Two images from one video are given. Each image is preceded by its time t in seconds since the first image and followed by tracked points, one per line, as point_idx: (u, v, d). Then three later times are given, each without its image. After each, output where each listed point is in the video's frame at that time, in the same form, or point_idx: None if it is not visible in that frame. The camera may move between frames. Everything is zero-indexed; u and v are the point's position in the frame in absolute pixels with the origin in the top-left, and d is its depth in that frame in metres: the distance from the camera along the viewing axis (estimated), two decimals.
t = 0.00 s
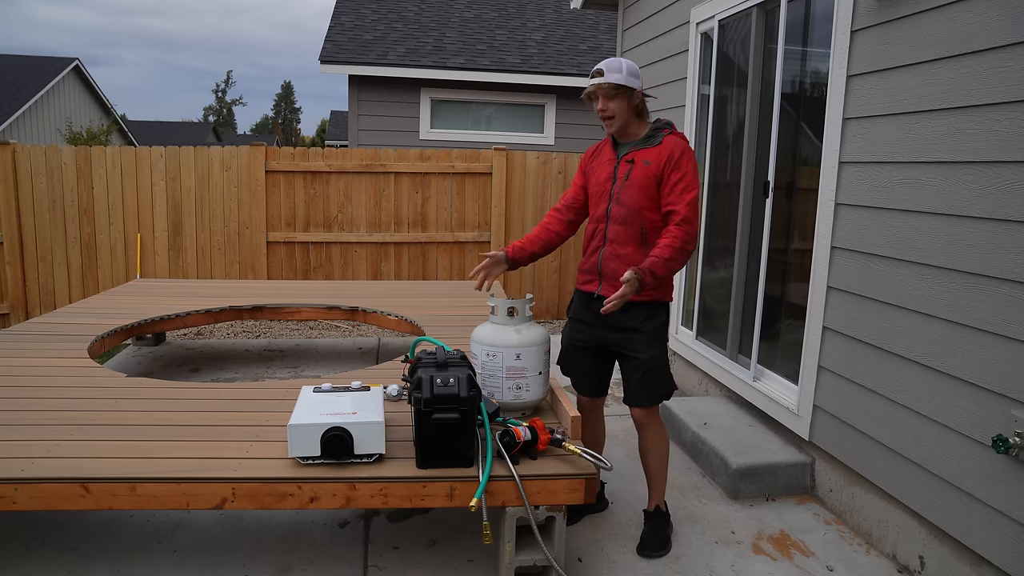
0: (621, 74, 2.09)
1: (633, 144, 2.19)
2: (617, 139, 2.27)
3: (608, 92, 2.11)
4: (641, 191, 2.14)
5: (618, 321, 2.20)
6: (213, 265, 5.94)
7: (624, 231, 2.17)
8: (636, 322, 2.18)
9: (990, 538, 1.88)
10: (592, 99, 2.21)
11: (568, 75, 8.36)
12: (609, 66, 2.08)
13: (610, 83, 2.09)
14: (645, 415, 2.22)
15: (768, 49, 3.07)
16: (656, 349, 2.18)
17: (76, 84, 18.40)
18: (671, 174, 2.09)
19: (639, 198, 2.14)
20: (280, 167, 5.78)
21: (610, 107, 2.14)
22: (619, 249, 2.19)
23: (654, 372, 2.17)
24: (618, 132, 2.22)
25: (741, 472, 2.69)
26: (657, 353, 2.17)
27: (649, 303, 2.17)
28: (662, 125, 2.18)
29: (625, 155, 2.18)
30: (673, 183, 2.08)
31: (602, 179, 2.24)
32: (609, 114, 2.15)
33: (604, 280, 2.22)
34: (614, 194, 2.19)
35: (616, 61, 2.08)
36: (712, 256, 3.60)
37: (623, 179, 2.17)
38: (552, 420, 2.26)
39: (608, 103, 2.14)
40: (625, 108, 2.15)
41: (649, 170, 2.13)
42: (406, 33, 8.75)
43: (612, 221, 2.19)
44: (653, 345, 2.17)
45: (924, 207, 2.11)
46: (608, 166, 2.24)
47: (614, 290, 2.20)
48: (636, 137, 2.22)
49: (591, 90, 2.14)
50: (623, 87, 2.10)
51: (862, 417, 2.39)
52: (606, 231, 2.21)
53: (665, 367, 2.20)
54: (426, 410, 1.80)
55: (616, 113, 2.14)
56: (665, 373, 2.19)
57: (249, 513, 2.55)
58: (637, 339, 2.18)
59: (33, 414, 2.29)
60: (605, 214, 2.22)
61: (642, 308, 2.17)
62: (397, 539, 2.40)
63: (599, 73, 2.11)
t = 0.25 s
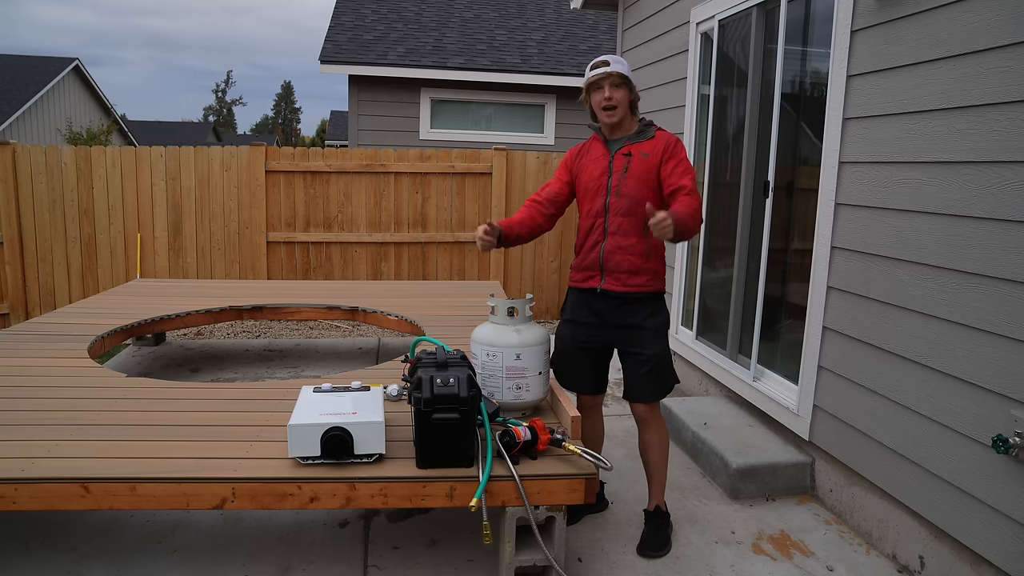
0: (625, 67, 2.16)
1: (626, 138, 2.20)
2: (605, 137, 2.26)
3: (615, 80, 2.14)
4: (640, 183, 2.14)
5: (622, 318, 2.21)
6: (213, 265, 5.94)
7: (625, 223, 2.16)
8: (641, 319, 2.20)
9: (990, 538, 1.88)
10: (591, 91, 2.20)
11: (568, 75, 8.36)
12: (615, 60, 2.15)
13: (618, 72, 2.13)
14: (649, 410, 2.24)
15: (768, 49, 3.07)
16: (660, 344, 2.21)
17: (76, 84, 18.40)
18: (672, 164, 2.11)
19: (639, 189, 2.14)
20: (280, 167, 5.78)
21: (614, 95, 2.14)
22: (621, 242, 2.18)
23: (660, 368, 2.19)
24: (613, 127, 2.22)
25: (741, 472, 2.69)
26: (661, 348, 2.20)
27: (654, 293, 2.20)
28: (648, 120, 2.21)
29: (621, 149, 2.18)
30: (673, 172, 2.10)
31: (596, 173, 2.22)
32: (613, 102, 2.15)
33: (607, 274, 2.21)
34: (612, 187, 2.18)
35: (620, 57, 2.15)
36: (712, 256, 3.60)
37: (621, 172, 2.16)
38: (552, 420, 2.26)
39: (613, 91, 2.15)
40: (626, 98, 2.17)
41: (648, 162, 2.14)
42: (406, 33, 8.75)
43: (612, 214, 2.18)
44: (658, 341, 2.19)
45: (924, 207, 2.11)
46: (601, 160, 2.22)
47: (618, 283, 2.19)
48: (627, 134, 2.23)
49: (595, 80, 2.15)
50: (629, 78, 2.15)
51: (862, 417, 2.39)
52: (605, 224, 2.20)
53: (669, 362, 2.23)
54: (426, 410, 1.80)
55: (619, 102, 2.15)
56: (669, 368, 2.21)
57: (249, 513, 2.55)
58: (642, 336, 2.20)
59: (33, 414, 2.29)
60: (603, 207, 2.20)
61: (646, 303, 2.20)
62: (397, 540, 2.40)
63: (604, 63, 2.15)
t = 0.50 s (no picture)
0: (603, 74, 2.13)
1: (613, 142, 2.23)
2: (589, 142, 2.26)
3: (596, 90, 2.13)
4: (632, 183, 2.17)
5: (622, 317, 2.22)
6: (213, 265, 5.94)
7: (621, 223, 2.18)
8: (641, 316, 2.21)
9: (990, 538, 1.88)
10: (570, 99, 2.19)
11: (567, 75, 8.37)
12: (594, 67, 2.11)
13: (598, 82, 2.11)
14: (647, 408, 2.25)
15: (768, 49, 3.07)
16: (659, 342, 2.23)
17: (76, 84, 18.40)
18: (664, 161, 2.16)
19: (631, 189, 2.17)
20: (280, 167, 5.78)
21: (595, 104, 2.14)
22: (618, 242, 2.19)
23: (660, 365, 2.21)
24: (595, 134, 2.22)
25: (741, 472, 2.69)
26: (660, 346, 2.22)
27: (652, 290, 2.23)
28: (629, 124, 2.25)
29: (610, 151, 2.20)
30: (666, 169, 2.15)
31: (585, 177, 2.22)
32: (595, 111, 2.14)
33: (607, 276, 2.20)
34: (605, 190, 2.18)
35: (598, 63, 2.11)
36: (712, 257, 3.60)
37: (612, 174, 2.17)
38: (552, 420, 2.26)
39: (593, 100, 2.14)
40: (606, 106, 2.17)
41: (639, 162, 2.18)
42: (406, 33, 8.75)
43: (607, 215, 2.18)
44: (657, 338, 2.21)
45: (924, 207, 2.11)
46: (588, 164, 2.23)
47: (618, 284, 2.19)
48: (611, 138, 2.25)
49: (576, 89, 2.13)
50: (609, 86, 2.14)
51: (862, 417, 2.39)
52: (600, 226, 2.20)
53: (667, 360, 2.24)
54: (426, 410, 1.81)
55: (600, 111, 2.15)
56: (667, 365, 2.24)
57: (249, 513, 2.55)
58: (641, 334, 2.22)
59: (32, 414, 2.29)
60: (598, 210, 2.20)
61: (645, 301, 2.22)
62: (397, 539, 2.40)
63: (583, 72, 2.11)
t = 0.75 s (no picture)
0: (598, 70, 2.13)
1: (605, 139, 2.24)
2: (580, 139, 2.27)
3: (587, 85, 2.13)
4: (625, 179, 2.18)
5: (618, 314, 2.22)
6: (213, 265, 5.94)
7: (615, 219, 2.18)
8: (637, 313, 2.21)
9: (990, 538, 1.88)
10: (563, 94, 2.20)
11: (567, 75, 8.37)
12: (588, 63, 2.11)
13: (591, 78, 2.11)
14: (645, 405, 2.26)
15: (768, 49, 3.07)
16: (656, 339, 2.23)
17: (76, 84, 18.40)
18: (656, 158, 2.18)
19: (624, 185, 2.18)
20: (280, 167, 5.78)
21: (587, 100, 2.15)
22: (613, 238, 2.19)
23: (656, 362, 2.21)
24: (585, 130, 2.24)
25: (741, 472, 2.69)
26: (657, 343, 2.22)
27: (647, 286, 2.23)
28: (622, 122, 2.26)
29: (603, 148, 2.21)
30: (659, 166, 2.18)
31: (579, 174, 2.23)
32: (587, 107, 2.15)
33: (601, 272, 2.21)
34: (598, 186, 2.19)
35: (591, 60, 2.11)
36: (712, 256, 3.60)
37: (605, 170, 2.18)
38: (552, 420, 2.26)
39: (586, 95, 2.14)
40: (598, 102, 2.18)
41: (631, 158, 2.19)
42: (406, 33, 8.75)
43: (601, 211, 2.19)
44: (654, 335, 2.21)
45: (924, 208, 2.11)
46: (581, 161, 2.23)
47: (613, 279, 2.19)
48: (602, 134, 2.26)
49: (568, 85, 2.13)
50: (602, 82, 2.14)
51: (862, 417, 2.39)
52: (594, 222, 2.20)
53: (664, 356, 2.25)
54: (426, 410, 1.81)
55: (592, 106, 2.15)
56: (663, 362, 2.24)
57: (249, 513, 2.55)
58: (638, 331, 2.21)
59: (32, 414, 2.29)
60: (592, 206, 2.20)
61: (640, 297, 2.22)
62: (397, 539, 2.40)
63: (576, 68, 2.11)
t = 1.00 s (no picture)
0: (595, 70, 2.13)
1: (602, 138, 2.24)
2: (578, 139, 2.27)
3: (584, 86, 2.13)
4: (621, 179, 2.17)
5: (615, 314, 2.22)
6: (213, 265, 5.94)
7: (611, 219, 2.18)
8: (633, 313, 2.21)
9: (990, 538, 1.88)
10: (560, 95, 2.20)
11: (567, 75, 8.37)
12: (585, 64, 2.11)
13: (587, 78, 2.11)
14: (642, 405, 2.26)
15: (768, 49, 3.07)
16: (653, 338, 2.22)
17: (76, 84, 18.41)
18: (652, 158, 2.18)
19: (620, 185, 2.17)
20: (280, 167, 5.78)
21: (583, 100, 2.15)
22: (608, 238, 2.19)
23: (652, 361, 2.21)
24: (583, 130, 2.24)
25: (741, 472, 2.69)
26: (653, 342, 2.21)
27: (643, 286, 2.23)
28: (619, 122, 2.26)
29: (599, 148, 2.21)
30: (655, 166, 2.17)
31: (575, 173, 2.23)
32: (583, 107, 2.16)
33: (597, 271, 2.21)
34: (594, 186, 2.19)
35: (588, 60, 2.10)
36: (712, 256, 3.60)
37: (601, 170, 2.18)
38: (552, 420, 2.26)
39: (582, 96, 2.15)
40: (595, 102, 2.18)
41: (627, 158, 2.19)
42: (406, 33, 8.75)
43: (596, 211, 2.19)
44: (650, 334, 2.21)
45: (923, 208, 2.11)
46: (577, 161, 2.23)
47: (608, 279, 2.19)
48: (599, 135, 2.26)
49: (564, 85, 2.14)
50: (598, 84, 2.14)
51: (862, 417, 2.39)
52: (590, 222, 2.20)
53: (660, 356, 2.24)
54: (426, 410, 1.81)
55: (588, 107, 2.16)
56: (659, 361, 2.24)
57: (249, 513, 2.55)
58: (634, 331, 2.21)
59: (32, 414, 2.29)
60: (587, 206, 2.20)
61: (636, 296, 2.22)
62: (397, 540, 2.40)
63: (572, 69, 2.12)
